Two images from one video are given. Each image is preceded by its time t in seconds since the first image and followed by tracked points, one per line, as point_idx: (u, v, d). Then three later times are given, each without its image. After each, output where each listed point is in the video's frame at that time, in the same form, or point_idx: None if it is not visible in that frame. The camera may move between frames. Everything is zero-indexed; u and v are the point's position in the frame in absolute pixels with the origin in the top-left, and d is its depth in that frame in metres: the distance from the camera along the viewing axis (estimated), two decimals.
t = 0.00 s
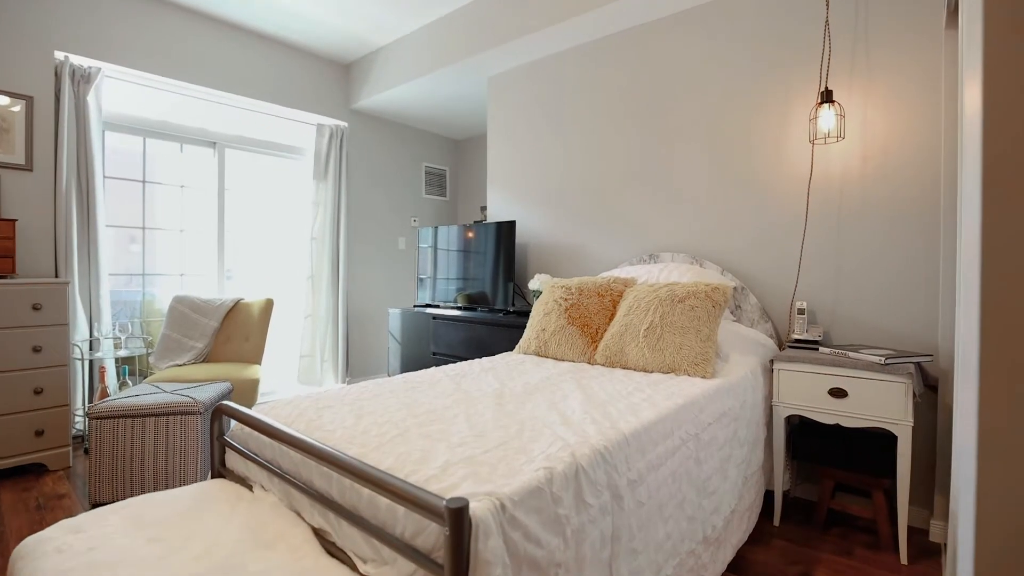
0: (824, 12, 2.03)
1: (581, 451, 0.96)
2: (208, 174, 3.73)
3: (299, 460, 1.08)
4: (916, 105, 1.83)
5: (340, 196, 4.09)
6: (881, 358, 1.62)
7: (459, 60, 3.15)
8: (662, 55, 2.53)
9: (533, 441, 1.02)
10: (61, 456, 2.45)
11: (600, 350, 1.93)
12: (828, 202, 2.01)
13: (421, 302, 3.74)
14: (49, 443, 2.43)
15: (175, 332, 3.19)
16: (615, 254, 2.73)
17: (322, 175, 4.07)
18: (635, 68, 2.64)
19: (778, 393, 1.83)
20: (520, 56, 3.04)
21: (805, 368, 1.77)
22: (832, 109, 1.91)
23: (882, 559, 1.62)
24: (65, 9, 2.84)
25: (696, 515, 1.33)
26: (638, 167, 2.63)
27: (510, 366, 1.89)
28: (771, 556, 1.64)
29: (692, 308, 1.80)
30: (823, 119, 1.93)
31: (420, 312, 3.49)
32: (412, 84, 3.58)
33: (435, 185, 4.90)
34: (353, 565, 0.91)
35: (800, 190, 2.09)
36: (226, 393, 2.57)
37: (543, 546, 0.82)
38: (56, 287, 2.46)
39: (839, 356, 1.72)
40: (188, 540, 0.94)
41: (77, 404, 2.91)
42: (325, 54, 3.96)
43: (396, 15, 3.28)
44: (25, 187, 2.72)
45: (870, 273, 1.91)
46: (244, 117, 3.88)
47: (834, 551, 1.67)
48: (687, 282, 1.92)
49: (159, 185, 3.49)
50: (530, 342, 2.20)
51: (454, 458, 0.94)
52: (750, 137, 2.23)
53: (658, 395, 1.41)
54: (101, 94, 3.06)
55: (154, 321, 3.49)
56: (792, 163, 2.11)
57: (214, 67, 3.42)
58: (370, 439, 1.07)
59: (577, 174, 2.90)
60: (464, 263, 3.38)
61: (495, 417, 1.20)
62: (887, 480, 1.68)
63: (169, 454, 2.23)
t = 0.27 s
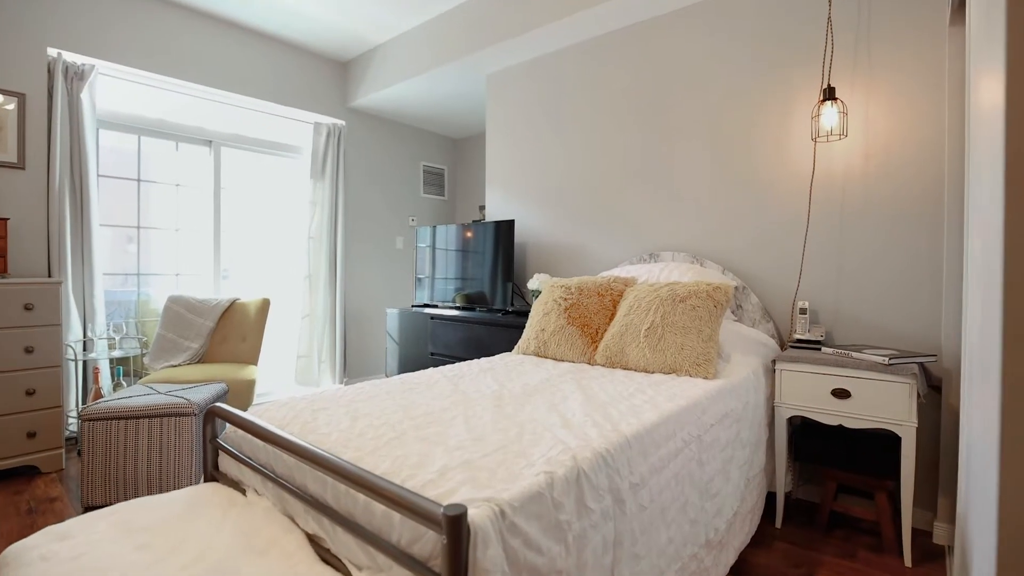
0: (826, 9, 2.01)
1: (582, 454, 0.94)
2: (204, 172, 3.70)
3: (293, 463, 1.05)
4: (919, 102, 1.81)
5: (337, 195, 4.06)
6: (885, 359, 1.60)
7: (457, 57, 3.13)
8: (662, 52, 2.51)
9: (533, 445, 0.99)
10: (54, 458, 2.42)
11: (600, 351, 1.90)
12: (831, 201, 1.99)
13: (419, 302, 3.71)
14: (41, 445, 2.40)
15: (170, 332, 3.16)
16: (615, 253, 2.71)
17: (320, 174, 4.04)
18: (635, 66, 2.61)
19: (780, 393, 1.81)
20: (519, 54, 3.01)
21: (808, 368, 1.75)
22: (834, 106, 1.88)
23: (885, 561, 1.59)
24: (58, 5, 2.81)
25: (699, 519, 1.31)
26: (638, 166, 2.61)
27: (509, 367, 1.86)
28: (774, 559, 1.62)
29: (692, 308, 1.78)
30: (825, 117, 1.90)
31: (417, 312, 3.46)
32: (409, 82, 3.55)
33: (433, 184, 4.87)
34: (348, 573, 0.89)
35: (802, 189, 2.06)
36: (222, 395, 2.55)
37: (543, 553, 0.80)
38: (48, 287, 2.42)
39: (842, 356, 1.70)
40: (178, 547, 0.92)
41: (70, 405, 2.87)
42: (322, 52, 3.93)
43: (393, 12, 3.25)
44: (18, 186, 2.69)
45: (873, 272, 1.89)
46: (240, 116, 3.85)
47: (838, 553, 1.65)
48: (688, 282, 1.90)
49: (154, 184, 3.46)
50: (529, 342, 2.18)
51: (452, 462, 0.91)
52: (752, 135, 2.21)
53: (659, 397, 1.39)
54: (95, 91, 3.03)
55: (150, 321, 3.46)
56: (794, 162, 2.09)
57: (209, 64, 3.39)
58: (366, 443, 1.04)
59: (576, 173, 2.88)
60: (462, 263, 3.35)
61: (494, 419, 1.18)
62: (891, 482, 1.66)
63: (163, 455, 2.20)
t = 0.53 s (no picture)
0: (828, 5, 1.99)
1: (583, 458, 0.92)
2: (200, 171, 3.66)
3: (286, 467, 1.03)
4: (922, 100, 1.78)
5: (334, 194, 4.03)
6: (888, 359, 1.58)
7: (455, 55, 3.10)
8: (662, 50, 2.48)
9: (532, 448, 0.97)
10: (46, 460, 2.39)
11: (600, 351, 1.88)
12: (834, 199, 1.97)
13: (416, 302, 3.68)
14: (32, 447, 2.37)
15: (164, 332, 3.13)
16: (614, 252, 2.68)
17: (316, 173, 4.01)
18: (634, 64, 2.59)
19: (782, 394, 1.79)
20: (517, 51, 2.99)
21: (810, 369, 1.73)
22: (837, 104, 1.86)
23: (888, 564, 1.57)
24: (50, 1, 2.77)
25: (701, 522, 1.28)
26: (637, 165, 2.58)
27: (507, 368, 1.84)
28: (776, 562, 1.60)
29: (692, 308, 1.76)
30: (827, 114, 1.88)
31: (415, 312, 3.43)
32: (407, 80, 3.52)
33: (431, 184, 4.84)
34: None
35: (803, 187, 2.04)
36: (216, 396, 2.52)
37: (543, 561, 0.77)
38: (40, 286, 2.39)
39: (844, 356, 1.68)
40: (167, 554, 0.89)
41: (63, 406, 2.84)
42: (319, 49, 3.90)
43: (391, 10, 3.22)
44: (10, 184, 2.65)
45: (875, 271, 1.87)
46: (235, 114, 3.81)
47: (840, 555, 1.62)
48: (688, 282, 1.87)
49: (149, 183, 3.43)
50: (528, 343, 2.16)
51: (448, 465, 0.89)
52: (753, 133, 2.19)
53: (660, 398, 1.36)
54: (89, 88, 2.99)
55: (145, 322, 3.42)
56: (795, 160, 2.06)
57: (204, 62, 3.35)
58: (360, 446, 1.01)
59: (575, 172, 2.85)
60: (460, 263, 3.33)
61: (492, 421, 1.15)
62: (894, 483, 1.63)
63: (156, 457, 2.17)
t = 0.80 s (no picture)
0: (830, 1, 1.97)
1: (584, 461, 0.89)
2: (195, 169, 3.63)
3: (278, 471, 1.00)
4: (925, 96, 1.76)
5: (331, 193, 4.00)
6: (891, 359, 1.56)
7: (453, 53, 3.08)
8: (661, 47, 2.46)
9: (531, 451, 0.94)
10: (37, 462, 2.36)
11: (600, 351, 1.86)
12: (835, 197, 1.95)
13: (414, 302, 3.66)
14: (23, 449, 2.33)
15: (158, 332, 3.10)
16: (614, 251, 2.66)
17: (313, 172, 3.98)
18: (634, 61, 2.57)
19: (784, 394, 1.76)
20: (515, 49, 2.96)
21: (812, 369, 1.70)
22: (839, 101, 1.83)
23: (891, 567, 1.54)
24: None
25: (703, 525, 1.26)
26: (637, 163, 2.56)
27: (506, 368, 1.81)
28: (777, 564, 1.58)
29: (692, 308, 1.74)
30: (829, 112, 1.86)
31: (412, 312, 3.41)
32: (405, 78, 3.49)
33: (429, 183, 4.81)
34: None
35: (805, 185, 2.02)
36: (211, 397, 2.49)
37: (543, 569, 0.75)
38: (31, 286, 2.35)
39: (847, 356, 1.66)
40: (155, 561, 0.86)
41: (56, 407, 2.80)
42: (315, 47, 3.86)
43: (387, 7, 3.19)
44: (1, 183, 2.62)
45: (877, 270, 1.85)
46: (231, 112, 3.78)
47: (842, 558, 1.60)
48: (687, 281, 1.85)
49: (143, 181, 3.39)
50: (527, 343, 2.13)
51: (445, 469, 0.86)
52: (753, 131, 2.16)
53: (662, 399, 1.34)
54: (81, 85, 2.96)
55: (139, 322, 3.39)
56: (797, 157, 2.04)
57: (198, 59, 3.32)
58: (355, 449, 0.99)
59: (574, 170, 2.83)
60: (458, 262, 3.30)
61: (491, 423, 1.13)
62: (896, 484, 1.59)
63: (149, 459, 2.14)
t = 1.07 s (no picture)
0: None
1: (584, 464, 0.86)
2: (189, 167, 3.59)
3: (267, 474, 0.97)
4: (929, 92, 1.74)
5: (327, 191, 3.96)
6: (895, 358, 1.53)
7: (450, 49, 3.04)
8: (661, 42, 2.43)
9: (529, 453, 0.91)
10: (27, 464, 2.32)
11: (599, 351, 1.83)
12: (838, 195, 1.92)
13: (411, 301, 3.62)
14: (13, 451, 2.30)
15: (151, 332, 3.06)
16: (613, 250, 2.63)
17: (309, 170, 3.94)
18: (633, 57, 2.54)
19: (785, 394, 1.74)
20: (513, 45, 2.93)
21: (814, 368, 1.67)
22: (841, 96, 1.80)
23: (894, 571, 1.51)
24: None
25: (705, 528, 1.23)
26: (636, 160, 2.53)
27: (503, 368, 1.78)
28: (779, 567, 1.55)
29: (693, 307, 1.71)
30: (831, 107, 1.83)
31: (409, 311, 3.38)
32: (402, 75, 3.46)
33: (426, 181, 4.78)
34: None
35: (807, 182, 1.99)
36: (204, 398, 2.46)
37: None
38: (21, 285, 2.31)
39: (850, 356, 1.63)
40: (136, 569, 0.83)
41: (47, 408, 2.76)
42: (311, 43, 3.82)
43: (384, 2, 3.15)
44: None
45: (880, 269, 1.82)
46: (226, 109, 3.74)
47: (845, 561, 1.57)
48: (687, 280, 1.82)
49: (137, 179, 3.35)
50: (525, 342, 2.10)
51: (440, 473, 0.83)
52: (754, 127, 2.14)
53: (662, 399, 1.31)
54: (73, 81, 2.92)
55: (132, 321, 3.35)
56: (798, 154, 2.02)
57: (192, 55, 3.28)
58: (347, 452, 0.95)
59: (572, 168, 2.80)
60: (455, 261, 3.27)
61: (487, 425, 1.09)
62: (900, 486, 1.56)
63: (139, 460, 2.10)
